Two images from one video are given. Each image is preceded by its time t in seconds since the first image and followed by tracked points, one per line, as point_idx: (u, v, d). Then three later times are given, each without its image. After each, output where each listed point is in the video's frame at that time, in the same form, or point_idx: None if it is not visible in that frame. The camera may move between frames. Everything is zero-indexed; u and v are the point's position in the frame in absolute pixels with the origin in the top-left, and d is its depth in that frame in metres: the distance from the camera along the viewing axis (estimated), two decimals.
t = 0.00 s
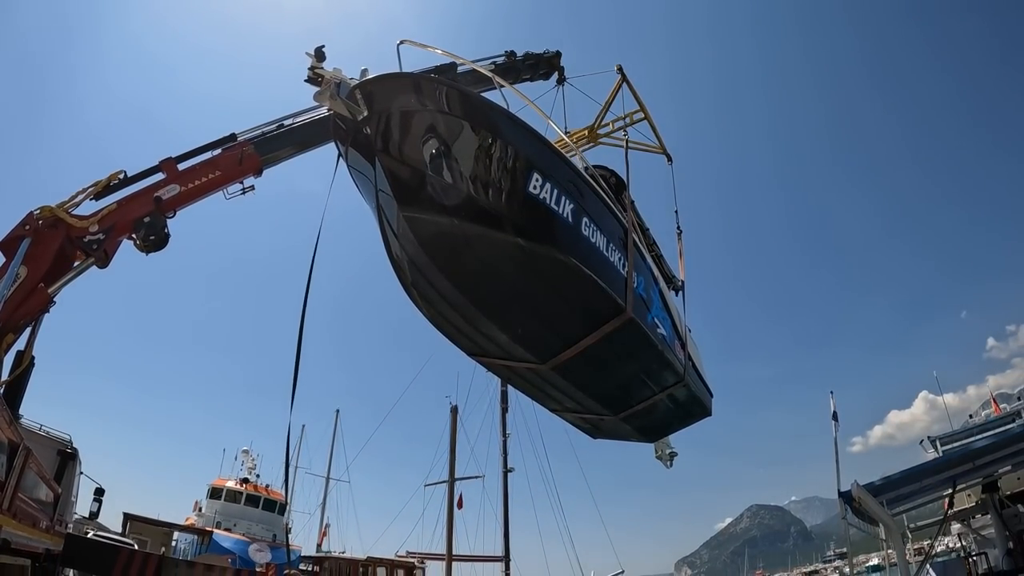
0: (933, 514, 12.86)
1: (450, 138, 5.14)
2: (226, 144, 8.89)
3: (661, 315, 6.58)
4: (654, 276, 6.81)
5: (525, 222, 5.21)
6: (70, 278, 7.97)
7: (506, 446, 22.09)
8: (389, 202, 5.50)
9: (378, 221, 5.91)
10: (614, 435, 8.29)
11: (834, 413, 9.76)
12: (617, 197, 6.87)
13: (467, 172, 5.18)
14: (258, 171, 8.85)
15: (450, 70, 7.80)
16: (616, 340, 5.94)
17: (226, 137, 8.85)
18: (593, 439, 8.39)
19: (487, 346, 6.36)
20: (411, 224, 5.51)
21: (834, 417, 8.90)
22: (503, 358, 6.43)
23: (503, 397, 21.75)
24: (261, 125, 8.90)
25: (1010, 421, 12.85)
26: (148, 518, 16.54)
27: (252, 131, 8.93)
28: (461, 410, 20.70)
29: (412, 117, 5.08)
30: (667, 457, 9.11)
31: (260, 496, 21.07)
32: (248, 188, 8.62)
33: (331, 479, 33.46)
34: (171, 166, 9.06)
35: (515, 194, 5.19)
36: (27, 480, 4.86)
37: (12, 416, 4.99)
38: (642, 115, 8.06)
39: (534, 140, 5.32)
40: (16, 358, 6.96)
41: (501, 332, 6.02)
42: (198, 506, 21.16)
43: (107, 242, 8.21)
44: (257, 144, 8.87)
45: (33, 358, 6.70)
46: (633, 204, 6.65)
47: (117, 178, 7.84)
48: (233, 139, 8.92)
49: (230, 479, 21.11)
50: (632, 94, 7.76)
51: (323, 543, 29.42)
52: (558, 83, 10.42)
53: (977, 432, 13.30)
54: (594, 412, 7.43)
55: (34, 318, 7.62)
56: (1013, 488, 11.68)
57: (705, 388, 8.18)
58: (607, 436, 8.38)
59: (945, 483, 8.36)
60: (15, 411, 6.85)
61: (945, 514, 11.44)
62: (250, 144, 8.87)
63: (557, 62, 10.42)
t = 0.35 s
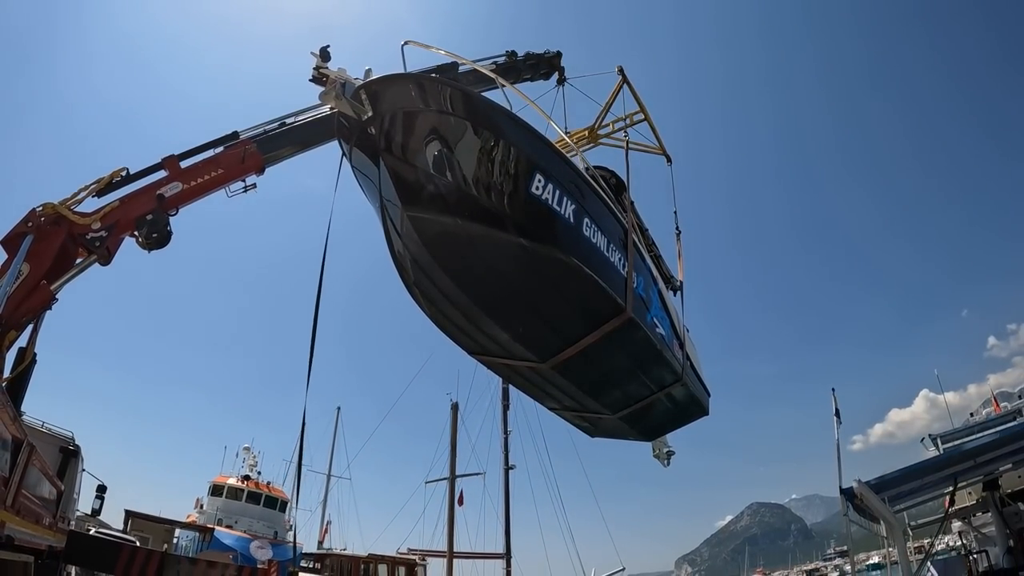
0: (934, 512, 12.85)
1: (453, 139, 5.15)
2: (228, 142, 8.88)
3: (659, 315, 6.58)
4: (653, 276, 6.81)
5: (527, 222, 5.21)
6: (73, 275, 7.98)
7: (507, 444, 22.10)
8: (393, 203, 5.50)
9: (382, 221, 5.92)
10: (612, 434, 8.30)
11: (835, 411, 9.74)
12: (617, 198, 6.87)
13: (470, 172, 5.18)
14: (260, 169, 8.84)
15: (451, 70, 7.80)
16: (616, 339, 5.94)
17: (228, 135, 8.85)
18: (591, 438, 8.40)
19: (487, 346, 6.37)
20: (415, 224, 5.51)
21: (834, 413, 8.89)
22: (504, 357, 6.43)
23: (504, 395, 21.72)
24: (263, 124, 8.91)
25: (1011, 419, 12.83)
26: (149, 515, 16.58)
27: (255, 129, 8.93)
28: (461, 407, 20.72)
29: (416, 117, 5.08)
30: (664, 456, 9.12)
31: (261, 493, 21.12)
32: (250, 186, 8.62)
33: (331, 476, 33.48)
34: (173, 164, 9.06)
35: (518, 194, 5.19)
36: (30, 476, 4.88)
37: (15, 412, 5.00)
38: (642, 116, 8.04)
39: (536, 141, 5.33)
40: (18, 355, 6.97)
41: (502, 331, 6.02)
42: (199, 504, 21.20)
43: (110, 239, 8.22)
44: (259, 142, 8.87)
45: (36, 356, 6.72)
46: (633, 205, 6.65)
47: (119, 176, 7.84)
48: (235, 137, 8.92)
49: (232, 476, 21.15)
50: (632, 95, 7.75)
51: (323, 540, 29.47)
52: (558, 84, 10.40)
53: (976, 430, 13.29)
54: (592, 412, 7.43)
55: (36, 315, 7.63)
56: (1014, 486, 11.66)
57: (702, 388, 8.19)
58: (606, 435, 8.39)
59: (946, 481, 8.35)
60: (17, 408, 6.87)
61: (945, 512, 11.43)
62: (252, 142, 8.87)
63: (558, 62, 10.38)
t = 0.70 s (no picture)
0: (935, 510, 12.83)
1: (454, 138, 5.14)
2: (230, 140, 8.88)
3: (657, 315, 6.58)
4: (651, 276, 6.80)
5: (528, 221, 5.21)
6: (74, 272, 7.98)
7: (507, 442, 22.11)
8: (395, 201, 5.49)
9: (384, 219, 5.90)
10: (609, 433, 8.29)
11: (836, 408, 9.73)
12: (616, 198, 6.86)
13: (471, 172, 5.18)
14: (261, 167, 8.83)
15: (450, 70, 7.79)
16: (614, 337, 5.94)
17: (229, 133, 8.85)
18: (589, 436, 8.40)
19: (487, 344, 6.36)
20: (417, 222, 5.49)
21: (835, 410, 8.91)
22: (504, 356, 6.42)
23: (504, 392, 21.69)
24: (264, 122, 8.91)
25: (1012, 418, 12.82)
26: (151, 513, 16.62)
27: (256, 128, 8.94)
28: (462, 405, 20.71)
29: (417, 116, 5.08)
30: (661, 454, 9.11)
31: (262, 491, 21.15)
32: (250, 183, 8.60)
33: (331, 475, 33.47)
34: (174, 161, 9.06)
35: (519, 193, 5.18)
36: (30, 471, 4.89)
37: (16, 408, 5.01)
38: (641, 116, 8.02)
39: (537, 141, 5.32)
40: (19, 351, 6.98)
41: (502, 330, 6.02)
42: (200, 502, 21.25)
43: (111, 236, 8.22)
44: (260, 140, 8.87)
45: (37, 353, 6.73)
46: (632, 205, 6.64)
47: (120, 172, 7.84)
48: (236, 135, 8.91)
49: (232, 474, 21.20)
50: (631, 95, 7.73)
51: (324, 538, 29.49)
52: (558, 84, 10.38)
53: (977, 428, 13.29)
54: (589, 410, 7.43)
55: (37, 311, 7.63)
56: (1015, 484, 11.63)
57: (699, 387, 8.19)
58: (603, 434, 8.39)
59: (947, 478, 8.34)
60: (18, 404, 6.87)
61: (946, 510, 11.41)
62: (253, 140, 8.87)
63: (557, 62, 10.35)
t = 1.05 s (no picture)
0: (936, 509, 12.78)
1: (454, 138, 5.11)
2: (229, 137, 8.86)
3: (654, 315, 6.55)
4: (649, 276, 6.77)
5: (527, 221, 5.18)
6: (73, 269, 7.94)
7: (508, 440, 22.10)
8: (395, 201, 5.46)
9: (384, 218, 5.87)
10: (606, 432, 8.27)
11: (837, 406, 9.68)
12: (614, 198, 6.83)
13: (471, 171, 5.15)
14: (261, 165, 8.81)
15: (450, 70, 7.77)
16: (611, 337, 5.92)
17: (229, 131, 8.82)
18: (585, 435, 8.38)
19: (485, 343, 6.34)
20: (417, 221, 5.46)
21: (836, 407, 8.88)
22: (502, 355, 6.39)
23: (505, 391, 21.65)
24: (264, 120, 8.89)
25: (1013, 418, 12.77)
26: (151, 511, 16.63)
27: (255, 125, 8.91)
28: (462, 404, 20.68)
29: (419, 115, 5.05)
30: (657, 454, 9.09)
31: (263, 489, 21.14)
32: (249, 182, 8.57)
33: (332, 473, 33.47)
34: (174, 159, 9.04)
35: (518, 193, 5.15)
36: (27, 467, 4.87)
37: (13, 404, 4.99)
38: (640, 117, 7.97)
39: (536, 141, 5.30)
40: (18, 347, 6.96)
41: (501, 328, 5.99)
42: (201, 500, 21.23)
43: (110, 234, 8.18)
44: (260, 139, 8.84)
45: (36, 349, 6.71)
46: (630, 205, 6.61)
47: (120, 170, 7.81)
48: (235, 133, 8.88)
49: (233, 473, 21.20)
50: (630, 96, 7.70)
51: (324, 536, 29.50)
52: (558, 84, 10.34)
53: (979, 427, 13.25)
54: (586, 408, 7.41)
55: (36, 308, 7.59)
56: (1016, 483, 11.58)
57: (696, 387, 8.17)
58: (600, 433, 8.37)
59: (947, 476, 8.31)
60: (16, 401, 6.85)
61: (947, 509, 11.36)
62: (253, 138, 8.83)
63: (556, 62, 10.30)
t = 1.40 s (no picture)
0: (937, 509, 12.73)
1: (453, 138, 5.07)
2: (228, 136, 8.83)
3: (651, 315, 6.51)
4: (646, 277, 6.73)
5: (526, 221, 5.15)
6: (70, 267, 7.89)
7: (509, 438, 22.07)
8: (394, 200, 5.42)
9: (383, 217, 5.82)
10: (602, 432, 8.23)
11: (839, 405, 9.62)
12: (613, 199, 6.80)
13: (470, 170, 5.11)
14: (259, 164, 8.78)
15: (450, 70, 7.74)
16: (608, 337, 5.89)
17: (228, 129, 8.79)
18: (581, 435, 8.34)
19: (482, 342, 6.29)
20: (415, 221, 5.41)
21: (838, 405, 8.84)
22: (499, 354, 6.35)
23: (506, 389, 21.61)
24: (263, 118, 8.84)
25: (1016, 417, 12.68)
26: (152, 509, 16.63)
27: (254, 123, 8.88)
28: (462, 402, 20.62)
29: (419, 115, 5.02)
30: (653, 455, 9.05)
31: (264, 488, 21.10)
32: (248, 180, 8.54)
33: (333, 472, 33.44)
34: (173, 157, 9.00)
35: (517, 193, 5.12)
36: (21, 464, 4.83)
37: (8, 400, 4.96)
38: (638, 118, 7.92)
39: (536, 141, 5.27)
40: (16, 345, 6.93)
41: (498, 327, 5.95)
42: (201, 499, 21.23)
43: (109, 232, 8.14)
44: (259, 137, 8.81)
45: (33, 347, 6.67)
46: (628, 206, 6.57)
47: (119, 167, 7.78)
48: (235, 131, 8.84)
49: (234, 471, 21.19)
50: (629, 97, 7.65)
51: (325, 535, 29.49)
52: (557, 85, 10.29)
53: (980, 427, 13.19)
54: (582, 408, 7.37)
55: (33, 305, 7.54)
56: (1018, 482, 11.53)
57: (692, 388, 8.13)
58: (596, 433, 8.33)
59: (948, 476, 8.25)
60: (13, 397, 6.81)
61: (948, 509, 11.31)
62: (252, 136, 8.80)
63: (555, 62, 10.25)
